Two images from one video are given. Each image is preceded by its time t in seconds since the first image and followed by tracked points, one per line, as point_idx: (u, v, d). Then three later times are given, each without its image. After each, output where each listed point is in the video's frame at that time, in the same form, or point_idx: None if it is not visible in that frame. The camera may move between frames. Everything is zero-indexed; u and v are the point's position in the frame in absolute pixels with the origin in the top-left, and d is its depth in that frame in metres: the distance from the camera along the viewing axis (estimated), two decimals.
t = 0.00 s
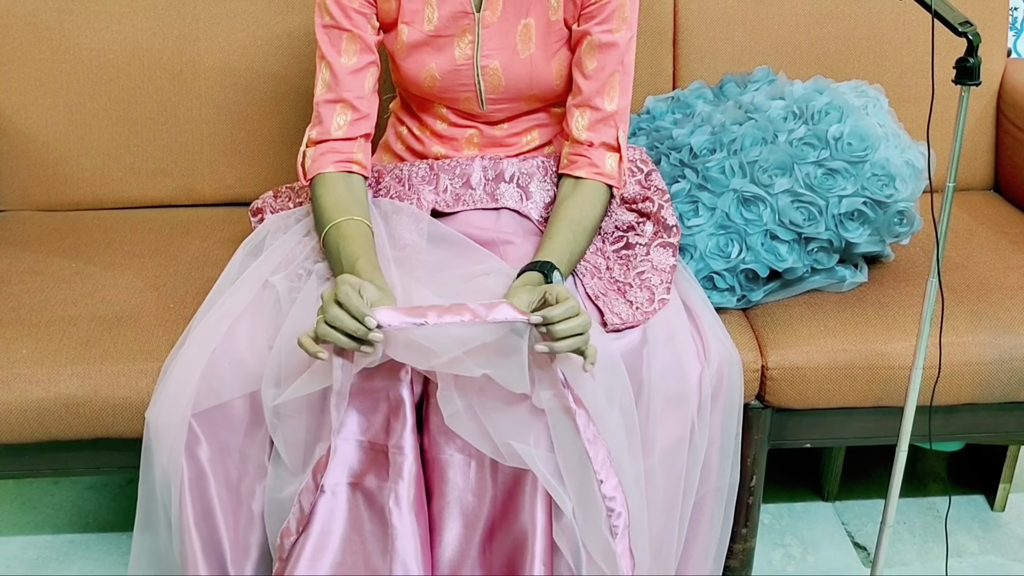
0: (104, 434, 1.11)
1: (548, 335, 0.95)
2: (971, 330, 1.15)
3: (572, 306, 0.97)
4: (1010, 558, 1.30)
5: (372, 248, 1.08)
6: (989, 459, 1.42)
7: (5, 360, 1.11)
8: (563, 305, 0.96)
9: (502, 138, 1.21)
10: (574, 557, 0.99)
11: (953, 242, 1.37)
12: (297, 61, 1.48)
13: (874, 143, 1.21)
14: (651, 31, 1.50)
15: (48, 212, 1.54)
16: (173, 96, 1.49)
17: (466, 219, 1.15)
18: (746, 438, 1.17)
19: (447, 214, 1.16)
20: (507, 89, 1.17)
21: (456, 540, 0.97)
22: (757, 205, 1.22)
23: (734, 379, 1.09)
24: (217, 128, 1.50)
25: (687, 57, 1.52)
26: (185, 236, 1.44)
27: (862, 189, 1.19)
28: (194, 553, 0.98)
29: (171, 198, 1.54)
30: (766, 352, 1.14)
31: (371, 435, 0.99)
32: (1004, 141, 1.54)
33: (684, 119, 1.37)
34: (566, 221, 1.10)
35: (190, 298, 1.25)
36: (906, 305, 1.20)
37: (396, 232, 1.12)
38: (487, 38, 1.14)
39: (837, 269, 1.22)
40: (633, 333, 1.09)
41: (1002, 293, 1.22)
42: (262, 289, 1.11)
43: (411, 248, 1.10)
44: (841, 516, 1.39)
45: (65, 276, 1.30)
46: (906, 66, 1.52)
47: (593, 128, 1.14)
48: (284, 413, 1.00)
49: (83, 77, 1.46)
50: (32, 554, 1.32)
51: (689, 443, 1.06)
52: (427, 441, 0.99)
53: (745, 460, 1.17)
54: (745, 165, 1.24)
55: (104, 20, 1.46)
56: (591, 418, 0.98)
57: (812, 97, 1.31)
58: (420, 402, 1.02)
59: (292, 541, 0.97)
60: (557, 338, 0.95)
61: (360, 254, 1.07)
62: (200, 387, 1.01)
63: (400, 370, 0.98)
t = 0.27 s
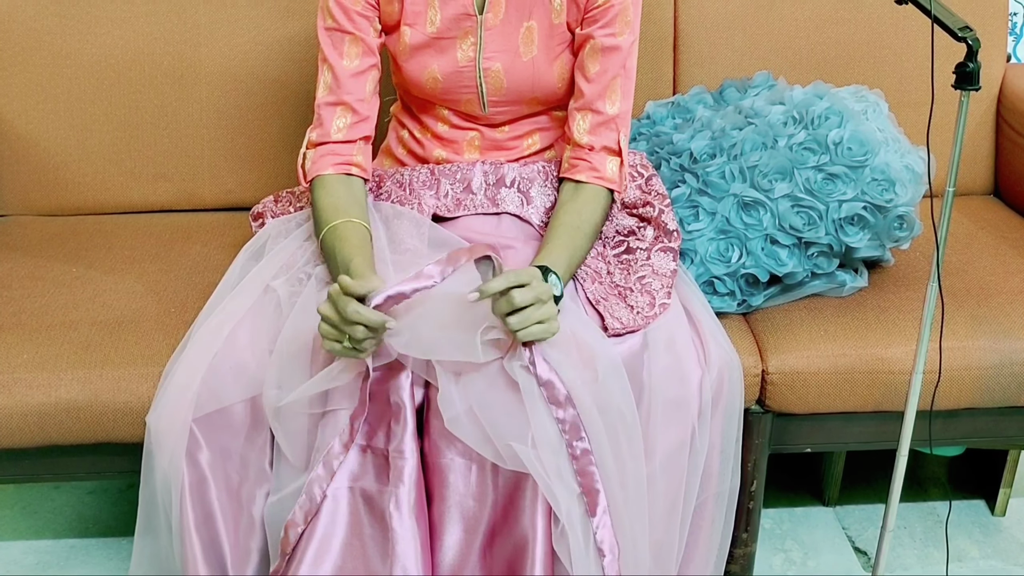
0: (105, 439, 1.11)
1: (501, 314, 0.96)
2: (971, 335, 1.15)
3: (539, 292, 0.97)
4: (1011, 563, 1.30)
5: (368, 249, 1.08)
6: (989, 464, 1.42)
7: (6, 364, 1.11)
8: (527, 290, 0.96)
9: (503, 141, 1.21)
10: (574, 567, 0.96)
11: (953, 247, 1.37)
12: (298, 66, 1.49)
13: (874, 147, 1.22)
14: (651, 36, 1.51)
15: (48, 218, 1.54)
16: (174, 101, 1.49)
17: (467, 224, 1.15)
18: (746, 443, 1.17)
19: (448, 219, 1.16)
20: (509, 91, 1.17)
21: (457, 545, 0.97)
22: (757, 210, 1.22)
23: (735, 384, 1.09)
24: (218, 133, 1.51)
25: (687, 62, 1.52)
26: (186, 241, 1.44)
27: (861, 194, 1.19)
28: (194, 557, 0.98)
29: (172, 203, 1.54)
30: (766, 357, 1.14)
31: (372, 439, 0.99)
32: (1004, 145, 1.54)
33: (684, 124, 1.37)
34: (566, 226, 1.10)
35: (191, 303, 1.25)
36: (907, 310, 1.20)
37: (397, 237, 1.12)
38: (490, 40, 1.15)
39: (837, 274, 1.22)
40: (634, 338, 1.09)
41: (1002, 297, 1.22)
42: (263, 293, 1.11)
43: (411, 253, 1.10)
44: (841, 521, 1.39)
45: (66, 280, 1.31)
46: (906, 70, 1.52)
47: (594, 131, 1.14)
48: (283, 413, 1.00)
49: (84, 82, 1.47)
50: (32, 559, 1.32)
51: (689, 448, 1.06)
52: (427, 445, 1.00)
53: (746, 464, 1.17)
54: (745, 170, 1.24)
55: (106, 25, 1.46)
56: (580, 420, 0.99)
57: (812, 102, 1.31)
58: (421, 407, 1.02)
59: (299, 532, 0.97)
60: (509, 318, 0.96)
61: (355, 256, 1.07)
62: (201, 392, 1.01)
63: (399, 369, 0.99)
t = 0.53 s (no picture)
0: (106, 443, 1.11)
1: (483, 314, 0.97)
2: (971, 339, 1.15)
3: (520, 289, 0.98)
4: (1011, 567, 1.30)
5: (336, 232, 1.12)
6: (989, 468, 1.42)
7: (6, 368, 1.11)
8: (506, 288, 0.97)
9: (503, 144, 1.21)
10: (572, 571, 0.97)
11: (953, 251, 1.37)
12: (298, 71, 1.49)
13: (874, 151, 1.22)
14: (651, 41, 1.51)
15: (49, 222, 1.54)
16: (175, 105, 1.49)
17: (467, 230, 1.15)
18: (747, 447, 1.17)
19: (449, 224, 1.16)
20: (510, 94, 1.17)
21: (457, 549, 0.97)
22: (757, 214, 1.22)
23: (734, 388, 1.09)
24: (218, 137, 1.51)
25: (686, 66, 1.52)
26: (186, 245, 1.44)
27: (861, 198, 1.19)
28: (195, 562, 0.98)
29: (172, 207, 1.55)
30: (766, 361, 1.14)
31: (371, 443, 0.99)
32: (1003, 149, 1.54)
33: (683, 128, 1.37)
34: (565, 230, 1.10)
35: (191, 307, 1.25)
36: (907, 314, 1.20)
37: (399, 240, 1.11)
38: (491, 42, 1.15)
39: (837, 278, 1.22)
40: (634, 343, 1.09)
41: (1002, 301, 1.22)
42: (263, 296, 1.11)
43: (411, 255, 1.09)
44: (841, 525, 1.39)
45: (66, 284, 1.31)
46: (905, 74, 1.52)
47: (598, 134, 1.14)
48: (274, 414, 1.01)
49: (84, 86, 1.47)
50: (32, 563, 1.32)
51: (689, 452, 1.06)
52: (427, 449, 1.00)
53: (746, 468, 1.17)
54: (745, 173, 1.24)
55: (107, 30, 1.46)
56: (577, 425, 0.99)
57: (811, 106, 1.31)
58: (421, 411, 1.02)
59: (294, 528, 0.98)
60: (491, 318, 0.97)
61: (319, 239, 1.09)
62: (200, 396, 1.02)
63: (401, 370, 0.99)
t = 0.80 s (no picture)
0: (105, 446, 1.11)
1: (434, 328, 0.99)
2: (971, 342, 1.15)
3: (473, 299, 0.98)
4: (1012, 571, 1.30)
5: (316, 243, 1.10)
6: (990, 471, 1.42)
7: (6, 372, 1.11)
8: (457, 300, 0.98)
9: (502, 147, 1.21)
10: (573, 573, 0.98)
11: (953, 255, 1.37)
12: (298, 74, 1.49)
13: (874, 155, 1.22)
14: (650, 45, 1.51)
15: (49, 225, 1.54)
16: (175, 109, 1.49)
17: (466, 233, 1.15)
18: (747, 450, 1.17)
19: (448, 228, 1.16)
20: (508, 97, 1.17)
21: (457, 554, 0.97)
22: (757, 217, 1.22)
23: (734, 392, 1.09)
24: (218, 141, 1.51)
25: (686, 70, 1.53)
26: (186, 249, 1.44)
27: (861, 202, 1.19)
28: (194, 566, 0.98)
29: (173, 211, 1.55)
30: (766, 364, 1.14)
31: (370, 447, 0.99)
32: (1003, 153, 1.54)
33: (684, 132, 1.37)
34: (568, 236, 1.10)
35: (191, 311, 1.25)
36: (907, 317, 1.20)
37: (398, 243, 1.11)
38: (490, 45, 1.14)
39: (837, 281, 1.22)
40: (633, 346, 1.09)
41: (1002, 305, 1.22)
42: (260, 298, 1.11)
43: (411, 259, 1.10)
44: (842, 528, 1.39)
45: (67, 288, 1.31)
46: (905, 78, 1.52)
47: (602, 138, 1.13)
48: (251, 434, 1.01)
49: (84, 89, 1.47)
50: (32, 566, 1.32)
51: (689, 456, 1.06)
52: (426, 453, 0.99)
53: (747, 472, 1.17)
54: (745, 177, 1.24)
55: (107, 34, 1.46)
56: (575, 430, 0.98)
57: (811, 110, 1.31)
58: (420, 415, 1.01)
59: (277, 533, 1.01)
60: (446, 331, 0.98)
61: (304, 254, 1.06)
62: (199, 400, 1.02)
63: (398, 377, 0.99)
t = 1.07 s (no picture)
0: (105, 448, 1.11)
1: (437, 333, 1.00)
2: (971, 345, 1.15)
3: (466, 303, 0.98)
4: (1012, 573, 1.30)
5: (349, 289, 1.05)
6: (990, 473, 1.42)
7: (7, 374, 1.11)
8: (453, 306, 0.98)
9: (503, 150, 1.21)
10: None
11: (953, 257, 1.37)
12: (299, 76, 1.49)
13: (874, 157, 1.22)
14: (651, 47, 1.51)
15: (50, 227, 1.55)
16: (176, 111, 1.49)
17: (466, 236, 1.16)
18: (747, 452, 1.17)
19: (448, 230, 1.16)
20: (513, 100, 1.17)
21: (462, 560, 0.96)
22: (757, 220, 1.22)
23: (735, 394, 1.09)
24: (219, 143, 1.51)
25: (687, 72, 1.53)
26: (187, 251, 1.44)
27: (861, 205, 1.19)
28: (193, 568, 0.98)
29: (173, 213, 1.55)
30: (766, 367, 1.14)
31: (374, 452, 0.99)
32: (1003, 155, 1.55)
33: (684, 134, 1.37)
34: (570, 237, 1.10)
35: (192, 313, 1.25)
36: (907, 320, 1.20)
37: (399, 247, 1.12)
38: (493, 49, 1.14)
39: (838, 283, 1.22)
40: (633, 349, 1.09)
41: (1002, 307, 1.22)
42: (260, 300, 1.11)
43: (413, 262, 1.10)
44: (842, 531, 1.39)
45: (67, 290, 1.31)
46: (905, 80, 1.53)
47: (602, 137, 1.13)
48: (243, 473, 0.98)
49: (85, 92, 1.47)
50: (32, 568, 1.32)
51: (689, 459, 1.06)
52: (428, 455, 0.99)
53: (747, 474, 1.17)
54: (745, 179, 1.24)
55: (108, 36, 1.46)
56: (576, 432, 0.98)
57: (811, 112, 1.31)
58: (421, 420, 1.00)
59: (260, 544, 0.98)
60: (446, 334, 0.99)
61: (338, 311, 1.02)
62: (197, 402, 1.02)
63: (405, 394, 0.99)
